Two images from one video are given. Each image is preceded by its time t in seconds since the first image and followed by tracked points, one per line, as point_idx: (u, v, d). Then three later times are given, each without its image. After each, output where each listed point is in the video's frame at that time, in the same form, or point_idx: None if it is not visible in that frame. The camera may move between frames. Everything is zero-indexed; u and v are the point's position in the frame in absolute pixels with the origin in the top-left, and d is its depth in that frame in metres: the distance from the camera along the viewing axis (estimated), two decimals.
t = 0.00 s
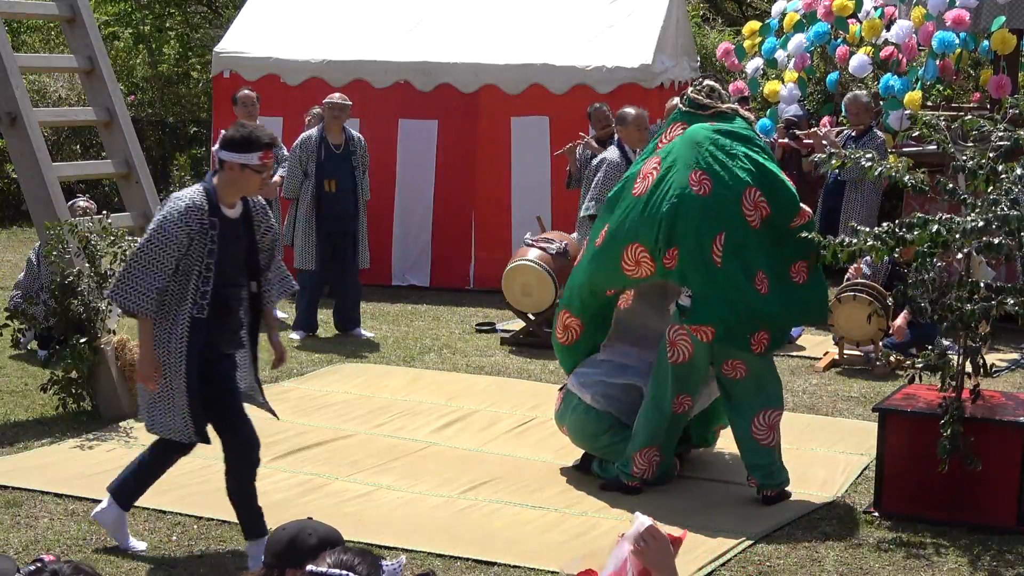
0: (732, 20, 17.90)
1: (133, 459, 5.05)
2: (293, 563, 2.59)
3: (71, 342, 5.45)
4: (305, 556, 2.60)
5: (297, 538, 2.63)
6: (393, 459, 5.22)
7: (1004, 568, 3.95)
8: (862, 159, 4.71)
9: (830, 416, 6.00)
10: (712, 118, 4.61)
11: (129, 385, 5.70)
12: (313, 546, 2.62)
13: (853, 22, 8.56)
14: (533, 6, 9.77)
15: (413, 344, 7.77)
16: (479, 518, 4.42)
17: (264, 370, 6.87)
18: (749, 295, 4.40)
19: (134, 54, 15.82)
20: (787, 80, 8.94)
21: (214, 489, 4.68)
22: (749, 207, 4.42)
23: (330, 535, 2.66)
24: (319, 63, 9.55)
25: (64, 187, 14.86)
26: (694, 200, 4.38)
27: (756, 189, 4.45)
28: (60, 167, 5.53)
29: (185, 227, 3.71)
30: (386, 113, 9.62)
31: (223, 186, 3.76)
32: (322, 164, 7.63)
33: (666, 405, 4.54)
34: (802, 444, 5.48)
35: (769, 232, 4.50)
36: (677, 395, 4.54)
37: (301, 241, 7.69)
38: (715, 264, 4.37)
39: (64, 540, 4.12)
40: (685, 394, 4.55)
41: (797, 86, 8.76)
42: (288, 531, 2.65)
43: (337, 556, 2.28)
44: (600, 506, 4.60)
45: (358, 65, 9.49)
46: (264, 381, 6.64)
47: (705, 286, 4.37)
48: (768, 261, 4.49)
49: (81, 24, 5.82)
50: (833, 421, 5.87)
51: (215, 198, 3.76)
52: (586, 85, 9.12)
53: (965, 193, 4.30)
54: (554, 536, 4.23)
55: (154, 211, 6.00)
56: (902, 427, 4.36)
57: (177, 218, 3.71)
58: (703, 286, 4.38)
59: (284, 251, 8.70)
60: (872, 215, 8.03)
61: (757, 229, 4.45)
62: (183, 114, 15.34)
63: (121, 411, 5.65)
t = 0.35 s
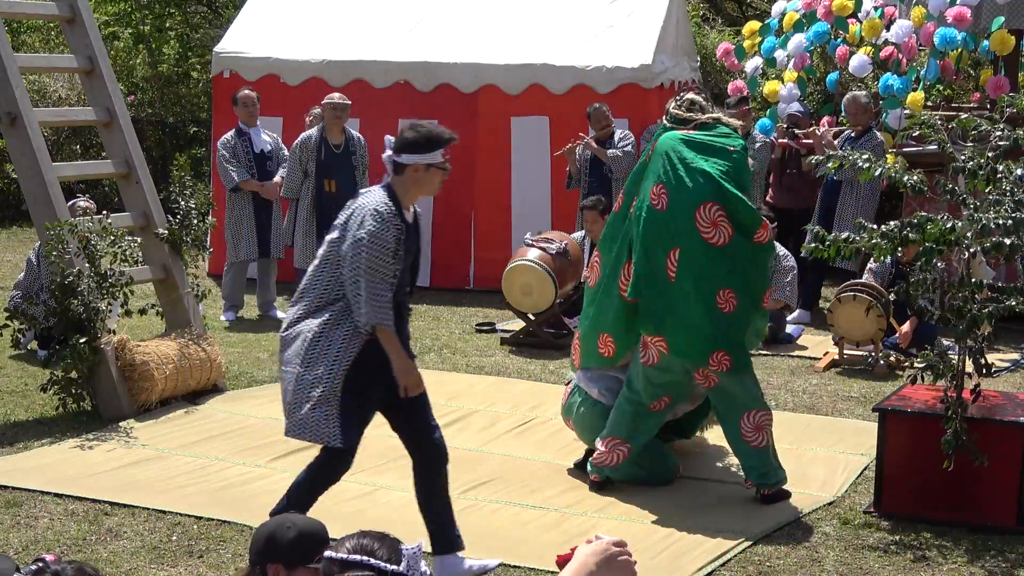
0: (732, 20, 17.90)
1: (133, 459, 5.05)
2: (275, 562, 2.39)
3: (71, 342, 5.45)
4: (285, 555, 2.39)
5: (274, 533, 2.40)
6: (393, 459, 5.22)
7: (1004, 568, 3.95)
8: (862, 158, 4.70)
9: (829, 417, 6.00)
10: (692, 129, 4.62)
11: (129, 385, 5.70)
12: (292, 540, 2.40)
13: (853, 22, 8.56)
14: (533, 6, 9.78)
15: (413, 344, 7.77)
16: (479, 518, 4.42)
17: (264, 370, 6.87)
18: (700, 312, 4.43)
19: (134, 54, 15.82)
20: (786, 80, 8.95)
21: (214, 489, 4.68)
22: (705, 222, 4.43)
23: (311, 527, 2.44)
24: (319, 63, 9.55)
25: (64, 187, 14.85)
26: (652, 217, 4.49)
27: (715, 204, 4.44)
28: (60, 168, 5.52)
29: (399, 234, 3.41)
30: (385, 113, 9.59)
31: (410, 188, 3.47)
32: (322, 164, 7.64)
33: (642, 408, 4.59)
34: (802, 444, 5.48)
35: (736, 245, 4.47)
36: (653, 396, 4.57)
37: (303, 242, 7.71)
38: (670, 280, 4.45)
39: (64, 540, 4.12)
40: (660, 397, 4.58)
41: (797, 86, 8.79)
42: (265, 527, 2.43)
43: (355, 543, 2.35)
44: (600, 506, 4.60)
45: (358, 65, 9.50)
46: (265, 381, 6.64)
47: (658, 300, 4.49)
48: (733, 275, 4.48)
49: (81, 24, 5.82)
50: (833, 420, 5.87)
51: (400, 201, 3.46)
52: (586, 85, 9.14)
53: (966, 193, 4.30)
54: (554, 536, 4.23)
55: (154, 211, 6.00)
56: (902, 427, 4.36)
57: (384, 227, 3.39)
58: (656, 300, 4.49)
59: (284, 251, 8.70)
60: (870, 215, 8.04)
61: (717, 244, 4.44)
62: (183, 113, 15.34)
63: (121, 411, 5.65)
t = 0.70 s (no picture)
0: (732, 20, 17.91)
1: (133, 459, 5.05)
2: (225, 562, 2.31)
3: (71, 342, 5.45)
4: (234, 556, 2.30)
5: (221, 532, 2.33)
6: (393, 459, 5.22)
7: (1004, 568, 3.95)
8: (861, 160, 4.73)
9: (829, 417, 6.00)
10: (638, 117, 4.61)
11: (129, 385, 5.70)
12: (238, 540, 2.31)
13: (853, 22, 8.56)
14: (533, 6, 9.78)
15: (413, 344, 7.77)
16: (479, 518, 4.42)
17: (264, 370, 6.87)
18: (589, 301, 4.55)
19: (134, 54, 15.83)
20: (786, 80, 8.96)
21: (214, 489, 4.68)
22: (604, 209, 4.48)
23: (258, 526, 2.34)
24: (319, 63, 9.55)
25: (64, 187, 14.86)
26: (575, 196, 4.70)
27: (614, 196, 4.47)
28: (60, 168, 5.52)
29: (578, 240, 3.34)
30: (386, 113, 9.62)
31: (584, 189, 3.41)
32: (322, 165, 7.64)
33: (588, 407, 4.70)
34: (802, 444, 5.48)
35: (629, 240, 4.49)
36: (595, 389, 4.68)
37: (302, 240, 7.65)
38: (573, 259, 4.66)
39: (64, 540, 4.12)
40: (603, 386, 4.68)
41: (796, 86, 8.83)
42: (217, 530, 2.35)
43: (362, 538, 2.54)
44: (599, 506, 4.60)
45: (357, 65, 9.50)
46: (265, 381, 6.64)
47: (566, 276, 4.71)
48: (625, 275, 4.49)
49: (81, 24, 5.82)
50: (833, 421, 5.87)
51: (574, 203, 3.40)
52: (586, 85, 9.12)
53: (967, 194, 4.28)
54: (553, 536, 4.23)
55: (154, 211, 6.00)
56: (901, 427, 4.36)
57: (563, 233, 3.31)
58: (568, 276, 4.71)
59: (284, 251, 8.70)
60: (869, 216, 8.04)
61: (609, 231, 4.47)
62: (183, 113, 15.34)
63: (121, 411, 5.65)
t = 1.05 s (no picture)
0: (732, 20, 17.92)
1: (134, 459, 5.05)
2: (206, 563, 2.31)
3: (71, 342, 5.45)
4: (215, 555, 2.30)
5: (200, 533, 2.33)
6: (393, 459, 5.22)
7: (1004, 568, 3.96)
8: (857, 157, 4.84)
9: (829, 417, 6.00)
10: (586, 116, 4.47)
11: (129, 385, 5.70)
12: (217, 539, 2.31)
13: (853, 22, 8.55)
14: (533, 6, 9.78)
15: (413, 344, 7.77)
16: (478, 518, 4.42)
17: (264, 370, 6.87)
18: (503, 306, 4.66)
19: (134, 54, 15.83)
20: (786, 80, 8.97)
21: (214, 489, 4.69)
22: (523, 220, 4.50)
23: (238, 524, 2.34)
24: (319, 63, 9.55)
25: (64, 187, 14.87)
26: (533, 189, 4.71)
27: (532, 202, 4.48)
28: (60, 168, 5.52)
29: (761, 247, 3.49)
30: (386, 113, 9.62)
31: (746, 200, 3.57)
32: (322, 165, 7.63)
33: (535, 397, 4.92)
34: (803, 444, 5.48)
35: (540, 246, 4.47)
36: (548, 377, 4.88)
37: (301, 240, 7.64)
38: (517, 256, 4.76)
39: (64, 540, 4.12)
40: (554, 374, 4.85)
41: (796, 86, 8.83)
42: (196, 528, 2.35)
43: (329, 551, 2.55)
44: (599, 506, 4.60)
45: (357, 65, 9.50)
46: (264, 381, 6.64)
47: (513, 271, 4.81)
48: (539, 283, 4.49)
49: (81, 24, 5.82)
50: (833, 421, 5.87)
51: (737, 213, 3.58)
52: (586, 85, 9.11)
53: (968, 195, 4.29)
54: (552, 537, 4.22)
55: (154, 211, 6.00)
56: (902, 427, 4.36)
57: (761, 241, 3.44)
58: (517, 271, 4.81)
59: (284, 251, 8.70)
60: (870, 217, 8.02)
61: (524, 242, 4.50)
62: (183, 113, 15.35)
63: (121, 410, 5.65)
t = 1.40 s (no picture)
0: (732, 20, 17.93)
1: (134, 459, 5.05)
2: (235, 562, 2.33)
3: (71, 342, 5.45)
4: (244, 553, 2.34)
5: (220, 530, 2.35)
6: (392, 459, 5.22)
7: (1004, 568, 3.96)
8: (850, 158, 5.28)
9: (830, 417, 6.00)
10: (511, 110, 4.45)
11: (129, 386, 5.70)
12: (244, 536, 2.35)
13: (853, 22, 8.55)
14: (533, 6, 9.78)
15: (413, 344, 7.77)
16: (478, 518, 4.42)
17: (264, 370, 6.87)
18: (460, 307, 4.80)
19: (134, 54, 15.83)
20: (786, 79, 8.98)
21: (214, 489, 4.69)
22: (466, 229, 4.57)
23: (256, 520, 2.39)
24: (319, 63, 9.55)
25: (64, 187, 14.88)
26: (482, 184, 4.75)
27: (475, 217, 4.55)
28: (60, 168, 5.52)
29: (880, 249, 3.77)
30: (386, 113, 9.62)
31: (868, 203, 3.89)
32: (322, 165, 7.63)
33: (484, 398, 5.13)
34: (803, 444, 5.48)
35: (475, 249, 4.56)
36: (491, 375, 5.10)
37: (301, 240, 7.64)
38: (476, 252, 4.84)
39: (64, 540, 4.12)
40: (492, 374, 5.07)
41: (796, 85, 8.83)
42: (212, 528, 2.35)
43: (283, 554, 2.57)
44: (600, 507, 4.59)
45: (358, 65, 9.51)
46: (265, 381, 6.65)
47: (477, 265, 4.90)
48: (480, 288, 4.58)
49: (81, 24, 5.82)
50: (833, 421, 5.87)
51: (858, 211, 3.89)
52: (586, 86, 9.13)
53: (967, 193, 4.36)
54: (551, 537, 4.22)
55: (154, 211, 6.00)
56: (902, 426, 4.36)
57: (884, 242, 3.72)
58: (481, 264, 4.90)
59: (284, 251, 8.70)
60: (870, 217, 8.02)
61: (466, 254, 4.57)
62: (183, 113, 15.35)
63: (121, 410, 5.65)
